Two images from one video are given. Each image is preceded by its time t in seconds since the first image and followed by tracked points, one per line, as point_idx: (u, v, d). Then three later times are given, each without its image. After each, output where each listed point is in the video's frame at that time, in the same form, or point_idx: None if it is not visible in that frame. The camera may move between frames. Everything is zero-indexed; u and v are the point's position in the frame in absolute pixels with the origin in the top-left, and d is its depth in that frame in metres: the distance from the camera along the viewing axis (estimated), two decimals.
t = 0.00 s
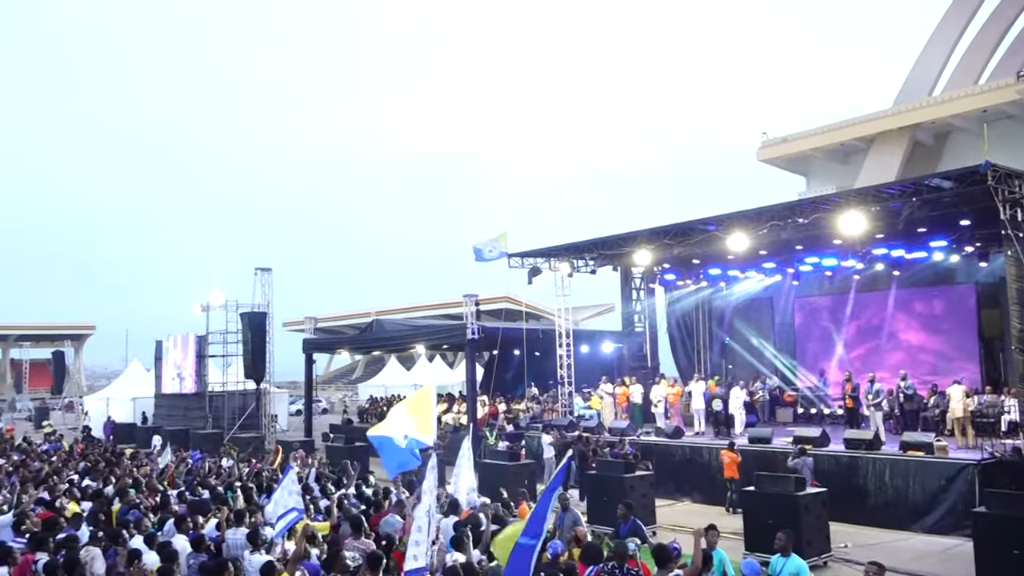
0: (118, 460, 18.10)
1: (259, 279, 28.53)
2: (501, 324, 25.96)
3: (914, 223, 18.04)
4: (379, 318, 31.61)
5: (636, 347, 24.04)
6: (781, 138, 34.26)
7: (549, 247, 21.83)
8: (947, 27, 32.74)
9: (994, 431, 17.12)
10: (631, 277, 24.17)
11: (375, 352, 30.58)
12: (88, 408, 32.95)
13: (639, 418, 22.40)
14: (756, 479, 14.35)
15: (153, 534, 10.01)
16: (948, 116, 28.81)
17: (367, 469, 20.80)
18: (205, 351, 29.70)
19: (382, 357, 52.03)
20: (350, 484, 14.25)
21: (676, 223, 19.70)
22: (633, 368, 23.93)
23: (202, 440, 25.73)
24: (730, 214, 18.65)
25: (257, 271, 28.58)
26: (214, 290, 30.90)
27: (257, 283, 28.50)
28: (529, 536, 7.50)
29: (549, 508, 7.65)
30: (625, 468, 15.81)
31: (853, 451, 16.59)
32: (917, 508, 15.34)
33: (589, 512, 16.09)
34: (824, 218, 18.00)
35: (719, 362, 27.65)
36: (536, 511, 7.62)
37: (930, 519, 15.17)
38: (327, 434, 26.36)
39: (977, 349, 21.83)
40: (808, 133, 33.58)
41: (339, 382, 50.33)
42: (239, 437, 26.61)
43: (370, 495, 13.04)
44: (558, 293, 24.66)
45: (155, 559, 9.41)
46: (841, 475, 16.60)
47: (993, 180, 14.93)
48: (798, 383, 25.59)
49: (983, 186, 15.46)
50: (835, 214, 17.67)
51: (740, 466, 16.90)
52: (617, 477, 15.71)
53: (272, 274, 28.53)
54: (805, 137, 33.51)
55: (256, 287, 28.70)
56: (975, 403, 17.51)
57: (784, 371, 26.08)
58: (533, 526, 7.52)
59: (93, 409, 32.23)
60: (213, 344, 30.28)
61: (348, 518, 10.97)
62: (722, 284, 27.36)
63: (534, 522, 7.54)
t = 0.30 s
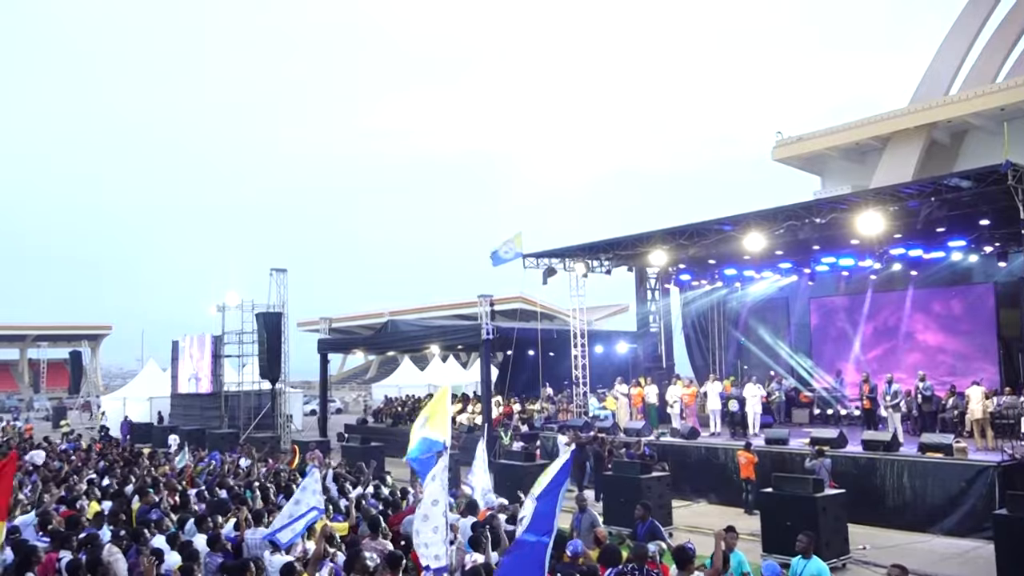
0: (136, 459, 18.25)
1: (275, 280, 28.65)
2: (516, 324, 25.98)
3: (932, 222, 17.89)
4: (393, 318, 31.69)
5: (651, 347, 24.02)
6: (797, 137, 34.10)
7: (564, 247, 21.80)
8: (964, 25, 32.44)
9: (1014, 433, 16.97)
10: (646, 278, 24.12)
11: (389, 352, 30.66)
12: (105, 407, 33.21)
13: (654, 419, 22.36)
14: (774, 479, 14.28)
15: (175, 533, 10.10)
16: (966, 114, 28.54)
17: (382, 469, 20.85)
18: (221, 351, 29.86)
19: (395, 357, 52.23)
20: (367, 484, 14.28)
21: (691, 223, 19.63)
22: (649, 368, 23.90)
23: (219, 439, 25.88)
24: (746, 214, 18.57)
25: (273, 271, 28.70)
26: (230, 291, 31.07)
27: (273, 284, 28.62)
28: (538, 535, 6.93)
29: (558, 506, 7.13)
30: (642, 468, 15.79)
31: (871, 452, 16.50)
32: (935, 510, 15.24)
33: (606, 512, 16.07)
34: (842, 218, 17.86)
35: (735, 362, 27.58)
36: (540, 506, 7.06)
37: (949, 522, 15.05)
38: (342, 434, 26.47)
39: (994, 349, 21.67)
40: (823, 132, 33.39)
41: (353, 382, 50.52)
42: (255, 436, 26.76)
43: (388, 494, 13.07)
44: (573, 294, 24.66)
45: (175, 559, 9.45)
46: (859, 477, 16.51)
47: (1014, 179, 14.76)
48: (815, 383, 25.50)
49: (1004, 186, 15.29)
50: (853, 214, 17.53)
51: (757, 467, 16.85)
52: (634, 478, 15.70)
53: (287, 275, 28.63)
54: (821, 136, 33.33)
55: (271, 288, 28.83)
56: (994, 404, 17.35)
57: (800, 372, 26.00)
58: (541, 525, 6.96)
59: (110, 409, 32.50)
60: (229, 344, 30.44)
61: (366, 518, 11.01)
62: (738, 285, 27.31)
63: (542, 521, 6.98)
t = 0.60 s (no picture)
0: (149, 458, 18.35)
1: (286, 280, 28.75)
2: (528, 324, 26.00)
3: (947, 221, 17.78)
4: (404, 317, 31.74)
5: (663, 347, 24.00)
6: (808, 136, 33.98)
7: (575, 247, 21.80)
8: (978, 23, 32.23)
9: None
10: (658, 278, 24.09)
11: (401, 352, 30.72)
12: (118, 406, 33.42)
13: (665, 419, 22.34)
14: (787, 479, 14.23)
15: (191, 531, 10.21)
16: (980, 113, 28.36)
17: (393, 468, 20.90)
18: (233, 351, 29.99)
19: (405, 357, 52.39)
20: (380, 484, 14.29)
21: (704, 223, 19.59)
22: (660, 368, 23.88)
23: (230, 439, 25.99)
24: (759, 213, 18.52)
25: (285, 271, 28.79)
26: (242, 291, 31.22)
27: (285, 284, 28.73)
28: (553, 535, 6.94)
29: (574, 506, 7.14)
30: (654, 468, 15.76)
31: (885, 452, 16.43)
32: (950, 511, 15.14)
33: (618, 513, 16.05)
34: (855, 217, 17.78)
35: (747, 362, 27.54)
36: (555, 507, 7.07)
37: (964, 523, 14.95)
38: (354, 434, 26.52)
39: (1008, 349, 21.54)
40: (835, 131, 33.25)
41: (363, 382, 50.67)
42: (267, 436, 26.87)
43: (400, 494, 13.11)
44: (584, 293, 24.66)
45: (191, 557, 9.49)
46: (873, 477, 16.43)
47: None
48: (827, 383, 25.45)
49: (1019, 185, 15.17)
50: (866, 213, 17.44)
51: (770, 467, 16.80)
52: (647, 478, 15.67)
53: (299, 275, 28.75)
54: (833, 135, 33.19)
55: (283, 288, 28.93)
56: (1009, 404, 17.24)
57: (813, 371, 25.97)
58: (557, 525, 6.99)
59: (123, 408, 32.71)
60: (241, 344, 30.57)
61: (380, 518, 11.02)
62: (749, 285, 27.26)
63: (559, 521, 7.03)
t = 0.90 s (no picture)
0: (160, 457, 18.42)
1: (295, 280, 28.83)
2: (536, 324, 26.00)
3: (958, 220, 17.69)
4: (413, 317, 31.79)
5: (671, 347, 23.97)
6: (817, 136, 33.89)
7: (584, 246, 21.80)
8: (988, 22, 32.08)
9: None
10: (667, 277, 24.06)
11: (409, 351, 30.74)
12: (128, 405, 33.61)
13: (674, 418, 22.31)
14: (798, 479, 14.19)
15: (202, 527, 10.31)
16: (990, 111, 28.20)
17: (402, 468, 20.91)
18: (242, 350, 30.07)
19: (413, 356, 52.46)
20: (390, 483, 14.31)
21: (713, 222, 19.55)
22: (669, 367, 23.85)
23: (239, 438, 26.06)
24: (769, 212, 18.48)
25: (293, 271, 28.88)
26: (251, 290, 31.32)
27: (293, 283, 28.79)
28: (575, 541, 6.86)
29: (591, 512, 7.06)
30: (664, 467, 15.73)
31: (896, 452, 16.38)
32: (962, 511, 15.06)
33: (627, 512, 16.01)
34: (866, 216, 17.70)
35: (756, 361, 27.47)
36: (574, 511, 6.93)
37: (976, 523, 14.87)
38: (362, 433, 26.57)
39: (1020, 349, 21.41)
40: (844, 130, 33.14)
41: (370, 382, 50.74)
42: (276, 435, 26.93)
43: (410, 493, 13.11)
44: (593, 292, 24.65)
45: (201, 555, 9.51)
46: (883, 477, 16.38)
47: None
48: (837, 382, 25.39)
49: None
50: (877, 211, 17.36)
51: (780, 466, 16.75)
52: (657, 477, 15.64)
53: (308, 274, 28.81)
54: (843, 134, 33.08)
55: (292, 287, 29.01)
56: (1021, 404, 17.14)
57: (822, 370, 25.91)
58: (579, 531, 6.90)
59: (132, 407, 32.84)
60: (250, 344, 30.66)
61: (391, 517, 11.03)
62: (758, 284, 27.20)
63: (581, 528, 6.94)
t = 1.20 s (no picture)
0: (169, 455, 18.48)
1: (303, 279, 28.88)
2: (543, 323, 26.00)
3: (968, 219, 17.61)
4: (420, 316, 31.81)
5: (679, 346, 23.95)
6: (825, 134, 33.81)
7: (592, 245, 21.78)
8: (997, 20, 31.91)
9: None
10: (674, 276, 24.02)
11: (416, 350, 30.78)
12: (136, 404, 33.75)
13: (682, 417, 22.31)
14: (807, 477, 14.15)
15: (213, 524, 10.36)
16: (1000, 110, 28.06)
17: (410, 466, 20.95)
18: (249, 349, 30.15)
19: (420, 355, 52.50)
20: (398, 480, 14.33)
21: (721, 220, 19.50)
22: (677, 366, 23.85)
23: (247, 437, 26.14)
24: (777, 211, 18.42)
25: (301, 270, 28.93)
26: (259, 290, 31.39)
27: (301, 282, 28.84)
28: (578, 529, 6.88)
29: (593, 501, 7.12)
30: (672, 466, 15.70)
31: (905, 451, 16.34)
32: (972, 510, 14.99)
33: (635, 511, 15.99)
34: (875, 214, 17.62)
35: (764, 361, 27.46)
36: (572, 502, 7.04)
37: (986, 523, 14.79)
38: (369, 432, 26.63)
39: None
40: (852, 128, 33.02)
41: (378, 381, 50.79)
42: (283, 434, 26.98)
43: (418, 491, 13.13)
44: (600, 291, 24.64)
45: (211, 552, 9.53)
46: (893, 477, 16.33)
47: None
48: (845, 381, 25.39)
49: None
50: (886, 210, 17.29)
51: (789, 465, 16.69)
52: (665, 475, 15.62)
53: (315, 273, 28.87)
54: (850, 132, 32.97)
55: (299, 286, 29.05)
56: None
57: (830, 369, 25.89)
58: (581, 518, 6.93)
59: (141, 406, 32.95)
60: (257, 343, 30.74)
61: (400, 514, 11.05)
62: (766, 283, 27.16)
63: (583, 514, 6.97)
